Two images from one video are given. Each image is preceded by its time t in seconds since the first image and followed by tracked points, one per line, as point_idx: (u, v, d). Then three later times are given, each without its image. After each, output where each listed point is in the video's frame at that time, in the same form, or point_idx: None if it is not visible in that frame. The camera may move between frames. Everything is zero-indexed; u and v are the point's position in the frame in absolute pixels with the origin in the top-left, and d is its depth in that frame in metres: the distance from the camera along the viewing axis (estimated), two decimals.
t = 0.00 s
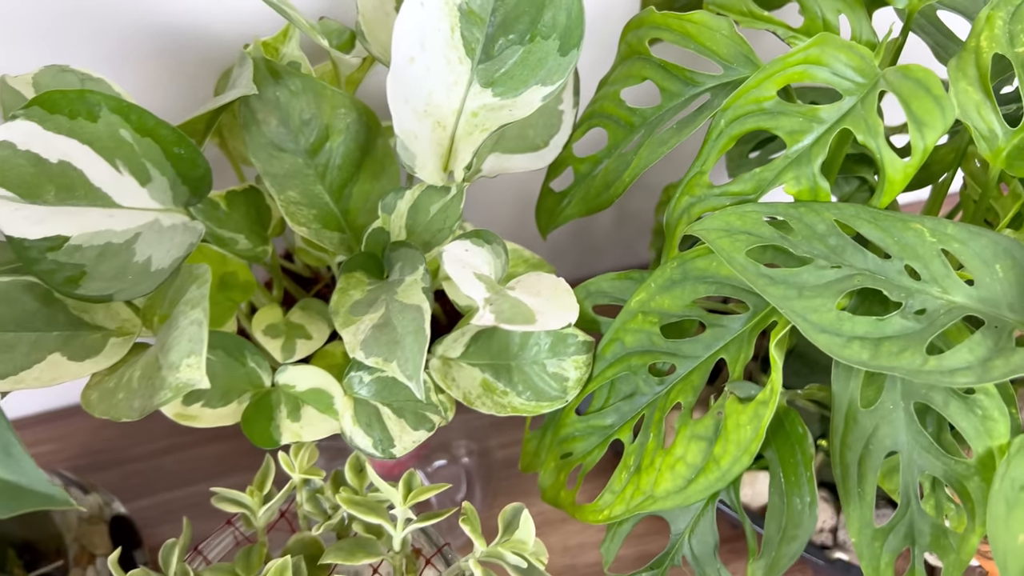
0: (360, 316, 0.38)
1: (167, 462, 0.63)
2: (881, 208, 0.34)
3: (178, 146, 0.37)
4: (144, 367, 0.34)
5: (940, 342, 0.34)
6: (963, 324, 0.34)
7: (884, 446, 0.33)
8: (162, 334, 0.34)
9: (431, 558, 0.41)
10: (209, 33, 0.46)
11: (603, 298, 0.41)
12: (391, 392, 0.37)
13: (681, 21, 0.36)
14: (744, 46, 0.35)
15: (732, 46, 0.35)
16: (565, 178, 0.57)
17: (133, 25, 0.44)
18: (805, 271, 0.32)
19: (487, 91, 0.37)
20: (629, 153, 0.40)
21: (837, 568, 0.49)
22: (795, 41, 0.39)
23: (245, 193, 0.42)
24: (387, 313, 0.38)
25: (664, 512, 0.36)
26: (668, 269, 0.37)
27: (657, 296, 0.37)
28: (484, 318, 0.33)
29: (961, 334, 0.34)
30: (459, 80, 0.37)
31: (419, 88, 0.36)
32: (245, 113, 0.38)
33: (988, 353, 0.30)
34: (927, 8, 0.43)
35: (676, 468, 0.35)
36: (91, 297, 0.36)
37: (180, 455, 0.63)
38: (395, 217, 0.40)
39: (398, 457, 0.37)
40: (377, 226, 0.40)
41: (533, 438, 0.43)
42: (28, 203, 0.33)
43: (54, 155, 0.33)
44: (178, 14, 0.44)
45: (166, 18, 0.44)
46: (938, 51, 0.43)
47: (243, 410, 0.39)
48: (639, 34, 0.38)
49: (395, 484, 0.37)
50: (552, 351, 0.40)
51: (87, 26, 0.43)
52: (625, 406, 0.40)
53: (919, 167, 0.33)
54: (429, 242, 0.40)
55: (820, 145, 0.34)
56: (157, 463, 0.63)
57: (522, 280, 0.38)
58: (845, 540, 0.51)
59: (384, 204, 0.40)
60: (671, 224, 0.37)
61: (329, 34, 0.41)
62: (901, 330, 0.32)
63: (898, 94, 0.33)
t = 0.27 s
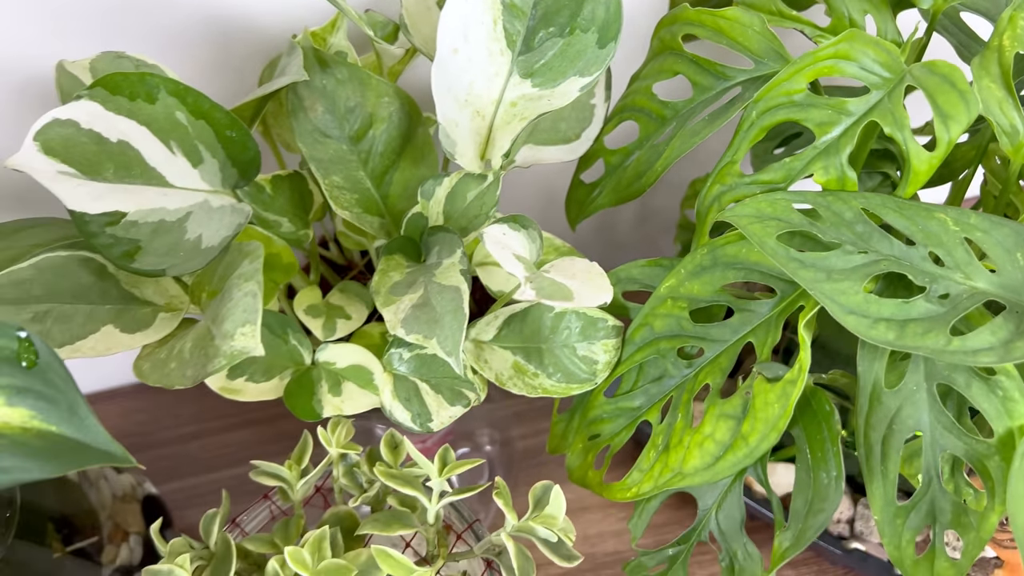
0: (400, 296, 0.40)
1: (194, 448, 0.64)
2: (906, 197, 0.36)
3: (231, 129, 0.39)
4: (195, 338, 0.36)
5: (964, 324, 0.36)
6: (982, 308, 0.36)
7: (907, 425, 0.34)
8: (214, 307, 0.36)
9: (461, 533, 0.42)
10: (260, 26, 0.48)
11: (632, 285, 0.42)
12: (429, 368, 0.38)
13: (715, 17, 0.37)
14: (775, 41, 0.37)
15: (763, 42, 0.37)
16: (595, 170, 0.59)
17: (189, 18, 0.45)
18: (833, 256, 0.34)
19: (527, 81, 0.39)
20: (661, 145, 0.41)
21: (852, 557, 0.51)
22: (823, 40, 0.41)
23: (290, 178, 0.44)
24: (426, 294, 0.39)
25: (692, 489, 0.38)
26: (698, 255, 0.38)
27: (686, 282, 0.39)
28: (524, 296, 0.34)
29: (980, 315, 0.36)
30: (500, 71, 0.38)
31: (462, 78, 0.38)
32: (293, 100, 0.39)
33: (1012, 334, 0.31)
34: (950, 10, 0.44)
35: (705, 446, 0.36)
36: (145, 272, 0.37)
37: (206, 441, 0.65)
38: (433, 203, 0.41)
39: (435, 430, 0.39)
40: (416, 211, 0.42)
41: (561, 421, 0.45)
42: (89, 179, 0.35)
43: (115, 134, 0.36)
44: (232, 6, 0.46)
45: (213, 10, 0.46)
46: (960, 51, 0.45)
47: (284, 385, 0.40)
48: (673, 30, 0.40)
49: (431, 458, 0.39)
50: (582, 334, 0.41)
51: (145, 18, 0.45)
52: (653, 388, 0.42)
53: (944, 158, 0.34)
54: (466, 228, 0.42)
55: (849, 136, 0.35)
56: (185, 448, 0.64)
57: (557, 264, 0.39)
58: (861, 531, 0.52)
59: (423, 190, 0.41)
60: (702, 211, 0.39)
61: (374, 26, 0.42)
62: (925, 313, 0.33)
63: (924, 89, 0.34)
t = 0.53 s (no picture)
0: (439, 279, 0.41)
1: (222, 436, 0.66)
2: (932, 190, 0.37)
3: (280, 115, 0.40)
4: (245, 313, 0.37)
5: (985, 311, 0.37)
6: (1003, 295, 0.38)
7: (932, 408, 0.36)
8: (264, 284, 0.38)
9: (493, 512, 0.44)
10: (306, 20, 0.51)
11: (662, 275, 0.44)
12: (467, 347, 0.40)
13: (748, 15, 0.39)
14: (806, 38, 0.38)
15: (795, 39, 0.38)
16: (628, 162, 0.61)
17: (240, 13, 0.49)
18: (862, 244, 0.35)
19: (566, 74, 0.40)
20: (693, 138, 0.43)
21: (870, 549, 0.52)
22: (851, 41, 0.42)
23: (333, 165, 0.45)
24: (464, 277, 0.41)
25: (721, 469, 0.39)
26: (729, 245, 0.39)
27: (717, 270, 0.40)
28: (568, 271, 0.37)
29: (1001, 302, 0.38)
30: (540, 63, 0.40)
31: (504, 70, 0.39)
32: (339, 90, 0.41)
33: None
34: (976, 12, 0.46)
35: (734, 427, 0.38)
36: (197, 250, 0.39)
37: (233, 429, 0.67)
38: (471, 191, 0.43)
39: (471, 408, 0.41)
40: (455, 198, 0.43)
41: (589, 407, 0.46)
42: (147, 159, 0.37)
43: (172, 117, 0.37)
44: None
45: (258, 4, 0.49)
46: (986, 52, 0.46)
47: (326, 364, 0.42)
48: (707, 27, 0.41)
49: (467, 436, 0.40)
50: (614, 321, 0.42)
51: (195, 11, 0.48)
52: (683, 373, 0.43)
53: (970, 152, 0.35)
54: (503, 216, 0.44)
55: (878, 130, 0.37)
56: (212, 436, 0.66)
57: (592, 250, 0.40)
58: (879, 524, 0.53)
59: (462, 178, 0.43)
60: (733, 202, 0.40)
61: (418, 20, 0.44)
62: (950, 300, 0.34)
63: (951, 85, 0.36)
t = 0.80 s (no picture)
0: (476, 263, 0.42)
1: (252, 421, 0.68)
2: (960, 183, 0.38)
3: (328, 102, 0.42)
4: (292, 290, 0.39)
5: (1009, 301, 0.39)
6: None
7: (957, 393, 0.37)
8: (310, 264, 0.39)
9: (523, 491, 0.45)
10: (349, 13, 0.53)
11: (692, 264, 0.45)
12: (502, 329, 0.41)
13: (781, 12, 0.40)
14: (838, 35, 0.39)
15: (827, 36, 0.40)
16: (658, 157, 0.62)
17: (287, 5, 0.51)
18: (891, 233, 0.36)
19: (603, 66, 0.41)
20: (725, 131, 0.44)
21: (890, 541, 0.52)
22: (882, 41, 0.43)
23: (375, 152, 0.47)
24: (500, 262, 0.42)
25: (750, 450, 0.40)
26: (759, 234, 0.40)
27: (747, 259, 0.41)
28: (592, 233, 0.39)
29: None
30: (578, 55, 0.41)
31: (544, 61, 0.41)
32: (384, 79, 0.42)
33: None
34: (1003, 13, 0.47)
35: (763, 410, 0.39)
36: (245, 229, 0.40)
37: (262, 415, 0.68)
38: (507, 179, 0.44)
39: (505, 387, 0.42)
40: (492, 186, 0.44)
41: (617, 393, 0.47)
42: (200, 139, 0.38)
43: (225, 101, 0.39)
44: None
45: None
46: (1012, 52, 0.47)
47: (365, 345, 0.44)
48: (740, 24, 0.43)
49: (501, 415, 0.41)
50: (645, 309, 0.43)
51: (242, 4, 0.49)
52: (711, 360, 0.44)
53: (997, 146, 0.36)
54: (538, 204, 0.45)
55: (906, 124, 0.38)
56: (242, 421, 0.67)
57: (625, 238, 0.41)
58: (899, 517, 0.54)
59: (499, 167, 0.44)
60: (764, 192, 0.41)
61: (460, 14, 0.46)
62: (977, 287, 0.35)
63: (980, 81, 0.37)
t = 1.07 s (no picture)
0: (512, 247, 0.43)
1: (280, 406, 0.69)
2: (989, 175, 0.39)
3: (372, 87, 0.43)
4: (336, 267, 0.40)
5: None
6: None
7: (984, 378, 0.38)
8: (354, 242, 0.40)
9: (553, 471, 0.46)
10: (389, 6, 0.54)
11: (722, 253, 0.46)
12: (537, 311, 0.42)
13: (815, 8, 0.41)
14: (871, 30, 0.40)
15: (860, 31, 0.41)
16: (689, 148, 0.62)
17: None
18: (921, 220, 0.37)
19: (639, 57, 0.43)
20: (757, 123, 0.45)
21: (910, 533, 0.53)
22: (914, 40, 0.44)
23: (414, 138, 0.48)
24: (535, 245, 0.43)
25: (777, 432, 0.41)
26: (790, 223, 0.41)
27: (777, 248, 0.42)
28: (632, 222, 0.41)
29: None
30: (616, 46, 0.42)
31: (583, 51, 0.42)
32: (426, 67, 0.43)
33: None
34: None
35: (792, 393, 0.40)
36: (292, 207, 0.42)
37: (289, 402, 0.70)
38: (543, 166, 0.45)
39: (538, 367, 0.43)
40: (528, 172, 0.45)
41: (645, 378, 0.48)
42: (250, 119, 0.40)
43: (275, 83, 0.40)
44: None
45: None
46: None
47: (402, 325, 0.45)
48: (774, 19, 0.44)
49: (534, 393, 0.43)
50: (676, 295, 0.44)
51: None
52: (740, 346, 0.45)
53: None
54: (573, 190, 0.46)
55: (937, 116, 0.39)
56: (271, 406, 0.69)
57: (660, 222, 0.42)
58: (918, 510, 0.55)
59: (534, 154, 0.45)
60: (796, 182, 0.42)
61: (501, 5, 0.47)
62: (1006, 275, 0.36)
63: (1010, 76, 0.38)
